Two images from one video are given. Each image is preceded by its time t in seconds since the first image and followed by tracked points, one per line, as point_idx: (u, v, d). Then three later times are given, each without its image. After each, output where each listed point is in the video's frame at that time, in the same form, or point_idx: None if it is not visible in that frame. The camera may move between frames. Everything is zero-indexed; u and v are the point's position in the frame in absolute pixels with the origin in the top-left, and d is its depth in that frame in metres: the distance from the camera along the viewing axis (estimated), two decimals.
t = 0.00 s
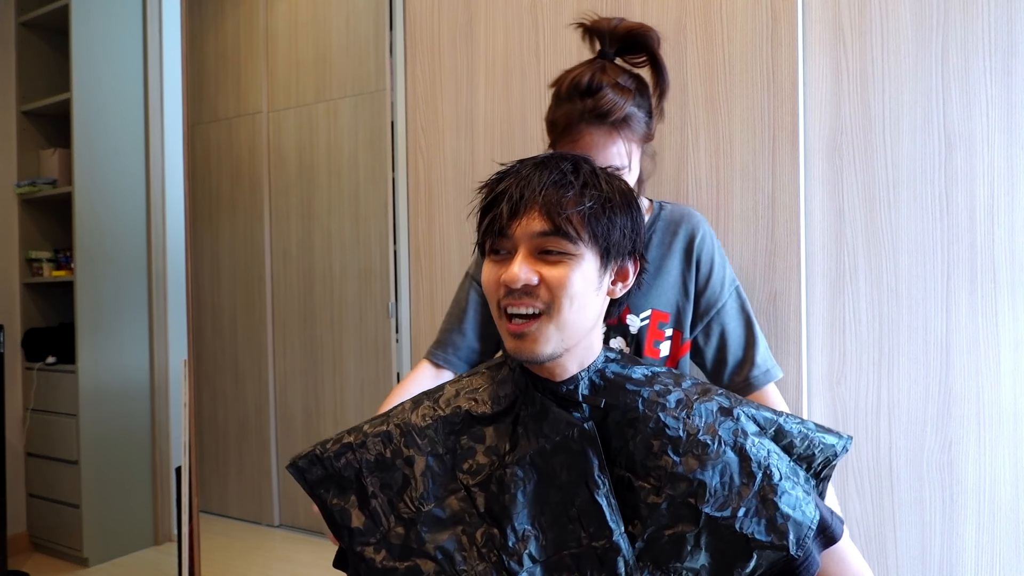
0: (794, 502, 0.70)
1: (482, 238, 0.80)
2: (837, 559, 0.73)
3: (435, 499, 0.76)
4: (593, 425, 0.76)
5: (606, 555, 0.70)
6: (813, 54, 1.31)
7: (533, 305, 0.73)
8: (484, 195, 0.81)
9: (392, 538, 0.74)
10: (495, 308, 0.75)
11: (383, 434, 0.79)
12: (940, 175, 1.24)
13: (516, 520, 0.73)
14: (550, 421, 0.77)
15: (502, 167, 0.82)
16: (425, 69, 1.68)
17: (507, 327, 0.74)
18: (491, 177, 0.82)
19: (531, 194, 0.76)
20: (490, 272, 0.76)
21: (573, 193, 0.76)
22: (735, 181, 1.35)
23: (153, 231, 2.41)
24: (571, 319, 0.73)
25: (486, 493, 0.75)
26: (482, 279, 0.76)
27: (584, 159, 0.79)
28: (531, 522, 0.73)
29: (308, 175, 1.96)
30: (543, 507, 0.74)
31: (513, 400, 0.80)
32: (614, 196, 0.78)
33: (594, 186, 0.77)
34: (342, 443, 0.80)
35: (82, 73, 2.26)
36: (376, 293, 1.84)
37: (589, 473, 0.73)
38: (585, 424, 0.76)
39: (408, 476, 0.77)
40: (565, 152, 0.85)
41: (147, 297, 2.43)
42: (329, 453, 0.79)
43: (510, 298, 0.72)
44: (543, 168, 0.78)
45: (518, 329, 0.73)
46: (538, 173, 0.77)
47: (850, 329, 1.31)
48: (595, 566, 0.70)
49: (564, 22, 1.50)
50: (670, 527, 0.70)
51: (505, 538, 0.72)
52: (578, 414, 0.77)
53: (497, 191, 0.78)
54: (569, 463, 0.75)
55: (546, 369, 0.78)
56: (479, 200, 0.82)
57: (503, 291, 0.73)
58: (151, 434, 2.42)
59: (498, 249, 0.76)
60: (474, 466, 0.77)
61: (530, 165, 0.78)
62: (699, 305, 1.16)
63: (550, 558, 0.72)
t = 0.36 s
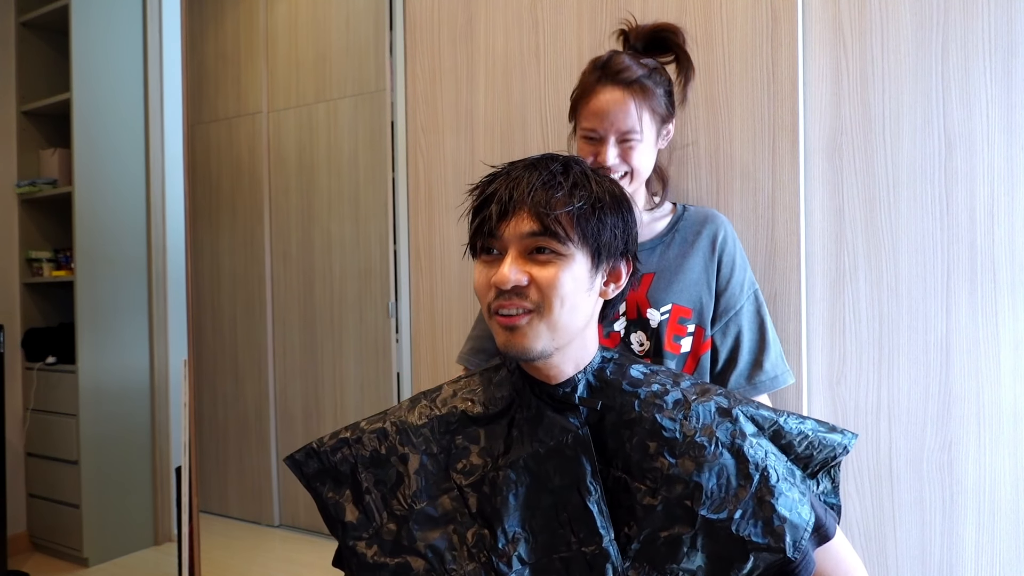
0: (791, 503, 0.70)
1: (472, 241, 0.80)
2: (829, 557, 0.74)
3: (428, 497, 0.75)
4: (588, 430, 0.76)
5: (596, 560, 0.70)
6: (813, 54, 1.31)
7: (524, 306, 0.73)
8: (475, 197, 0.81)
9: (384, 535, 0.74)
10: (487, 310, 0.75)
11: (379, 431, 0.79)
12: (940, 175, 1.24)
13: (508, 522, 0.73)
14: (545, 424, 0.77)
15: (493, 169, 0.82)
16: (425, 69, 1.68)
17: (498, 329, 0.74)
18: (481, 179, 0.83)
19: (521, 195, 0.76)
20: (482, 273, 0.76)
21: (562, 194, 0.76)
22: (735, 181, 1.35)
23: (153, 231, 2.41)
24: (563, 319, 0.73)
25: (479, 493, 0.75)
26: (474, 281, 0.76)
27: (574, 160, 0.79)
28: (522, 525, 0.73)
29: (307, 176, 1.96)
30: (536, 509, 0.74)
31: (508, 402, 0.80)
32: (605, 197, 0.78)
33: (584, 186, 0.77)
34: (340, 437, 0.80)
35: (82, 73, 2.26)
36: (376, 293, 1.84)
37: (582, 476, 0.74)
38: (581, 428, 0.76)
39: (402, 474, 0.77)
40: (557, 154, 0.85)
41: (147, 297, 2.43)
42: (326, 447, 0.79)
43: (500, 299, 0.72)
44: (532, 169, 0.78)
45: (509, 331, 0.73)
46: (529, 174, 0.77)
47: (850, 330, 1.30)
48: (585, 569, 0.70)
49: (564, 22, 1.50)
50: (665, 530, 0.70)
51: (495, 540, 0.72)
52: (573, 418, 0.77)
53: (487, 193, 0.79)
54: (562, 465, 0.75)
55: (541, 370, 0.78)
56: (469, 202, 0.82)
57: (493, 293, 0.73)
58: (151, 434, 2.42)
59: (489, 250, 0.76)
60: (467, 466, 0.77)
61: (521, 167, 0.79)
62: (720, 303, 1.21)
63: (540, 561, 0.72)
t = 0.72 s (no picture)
0: (788, 508, 0.69)
1: (482, 233, 0.81)
2: (829, 558, 0.74)
3: (427, 495, 0.75)
4: (588, 427, 0.76)
5: (594, 559, 0.70)
6: (813, 54, 1.31)
7: (531, 296, 0.73)
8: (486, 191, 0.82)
9: (383, 534, 0.74)
10: (494, 299, 0.75)
11: (377, 429, 0.79)
12: (940, 175, 1.24)
13: (507, 521, 0.73)
14: (544, 420, 0.77)
15: (505, 166, 0.83)
16: (425, 69, 1.68)
17: (505, 318, 0.74)
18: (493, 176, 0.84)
19: (533, 187, 0.77)
20: (490, 263, 0.76)
21: (574, 188, 0.77)
22: (735, 182, 1.35)
23: (153, 231, 2.41)
24: (569, 312, 0.73)
25: (478, 492, 0.75)
26: (482, 271, 0.76)
27: (585, 159, 0.80)
28: (521, 523, 0.73)
29: (307, 176, 1.96)
30: (535, 507, 0.74)
31: (507, 401, 0.80)
32: (615, 197, 0.79)
33: (594, 184, 0.78)
34: (338, 436, 0.80)
35: (82, 73, 2.26)
36: (376, 293, 1.84)
37: (581, 475, 0.74)
38: (580, 426, 0.76)
39: (401, 472, 0.77)
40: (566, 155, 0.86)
41: (147, 297, 2.43)
42: (324, 447, 0.79)
43: (508, 286, 0.72)
44: (545, 165, 0.79)
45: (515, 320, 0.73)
46: (540, 170, 0.78)
47: (850, 330, 1.31)
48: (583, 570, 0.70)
49: (564, 22, 1.50)
50: (662, 531, 0.70)
51: (494, 538, 0.72)
52: (573, 416, 0.77)
53: (499, 186, 0.80)
54: (561, 463, 0.75)
55: (545, 366, 0.77)
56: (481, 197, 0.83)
57: (501, 281, 0.74)
58: (151, 434, 2.43)
59: (499, 241, 0.77)
60: (466, 465, 0.77)
61: (533, 163, 0.79)
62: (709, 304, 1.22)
63: (539, 560, 0.72)
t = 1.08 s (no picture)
0: (786, 508, 0.70)
1: (486, 230, 0.81)
2: (827, 557, 0.74)
3: (426, 493, 0.75)
4: (589, 428, 0.76)
5: (591, 560, 0.70)
6: (813, 54, 1.31)
7: (531, 293, 0.73)
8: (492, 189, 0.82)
9: (382, 531, 0.74)
10: (494, 295, 0.75)
11: (379, 427, 0.79)
12: (940, 175, 1.24)
13: (506, 520, 0.73)
14: (545, 420, 0.77)
15: (511, 165, 0.83)
16: (425, 69, 1.68)
17: (504, 314, 0.73)
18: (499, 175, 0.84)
19: (538, 186, 0.77)
20: (491, 259, 0.76)
21: (578, 189, 0.77)
22: (735, 182, 1.35)
23: (153, 231, 2.41)
24: (569, 311, 0.73)
25: (477, 492, 0.75)
26: (483, 267, 0.76)
27: (590, 161, 0.80)
28: (519, 522, 0.73)
29: (307, 176, 1.95)
30: (534, 507, 0.74)
31: (509, 401, 0.80)
32: (619, 199, 0.79)
33: (599, 186, 0.78)
34: (341, 433, 0.80)
35: (82, 73, 2.26)
36: (376, 293, 1.84)
37: (580, 475, 0.74)
38: (581, 427, 0.76)
39: (401, 470, 0.77)
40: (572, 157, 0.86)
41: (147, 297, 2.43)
42: (327, 444, 0.79)
43: (508, 283, 0.72)
44: (551, 165, 0.79)
45: (515, 316, 0.73)
46: (546, 170, 0.78)
47: (850, 330, 1.30)
48: (582, 569, 0.70)
49: (564, 22, 1.50)
50: (662, 532, 0.70)
51: (493, 537, 0.72)
52: (573, 417, 0.77)
53: (504, 185, 0.80)
54: (561, 463, 0.75)
55: (543, 366, 0.77)
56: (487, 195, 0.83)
57: (502, 277, 0.73)
58: (151, 434, 2.43)
59: (501, 239, 0.77)
60: (467, 464, 0.77)
61: (539, 162, 0.79)
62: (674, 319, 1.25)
63: (538, 560, 0.72)
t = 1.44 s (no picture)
0: (786, 508, 0.70)
1: (490, 230, 0.81)
2: (827, 557, 0.74)
3: (428, 492, 0.75)
4: (589, 428, 0.76)
5: (593, 558, 0.70)
6: (813, 53, 1.31)
7: (533, 293, 0.73)
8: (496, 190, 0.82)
9: (384, 530, 0.74)
10: (496, 295, 0.75)
11: (380, 427, 0.79)
12: (940, 175, 1.24)
13: (507, 519, 0.73)
14: (546, 420, 0.78)
15: (515, 166, 0.83)
16: (425, 68, 1.68)
17: (505, 313, 0.73)
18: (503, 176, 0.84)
19: (541, 187, 0.77)
20: (494, 259, 0.76)
21: (582, 190, 0.77)
22: (735, 182, 1.35)
23: (152, 230, 2.41)
24: (571, 311, 0.73)
25: (479, 490, 0.75)
26: (485, 267, 0.76)
27: (594, 163, 0.80)
28: (521, 521, 0.73)
29: (308, 176, 1.95)
30: (535, 505, 0.74)
31: (510, 400, 0.80)
32: (622, 202, 0.79)
33: (602, 187, 0.78)
34: (342, 432, 0.80)
35: (82, 73, 2.26)
36: (376, 293, 1.84)
37: (581, 474, 0.74)
38: (581, 426, 0.76)
39: (403, 469, 0.77)
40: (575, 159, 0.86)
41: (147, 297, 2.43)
42: (328, 442, 0.79)
43: (511, 283, 0.72)
44: (555, 167, 0.79)
45: (516, 316, 0.73)
46: (550, 170, 0.78)
47: (850, 330, 1.31)
48: (583, 568, 0.70)
49: (564, 22, 1.50)
50: (662, 530, 0.70)
51: (494, 535, 0.72)
52: (574, 416, 0.77)
53: (508, 186, 0.80)
54: (561, 462, 0.75)
55: (544, 365, 0.77)
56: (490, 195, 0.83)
57: (505, 276, 0.74)
58: (151, 433, 2.43)
59: (504, 239, 0.77)
60: (468, 463, 0.77)
61: (542, 163, 0.79)
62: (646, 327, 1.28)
63: (539, 558, 0.72)
